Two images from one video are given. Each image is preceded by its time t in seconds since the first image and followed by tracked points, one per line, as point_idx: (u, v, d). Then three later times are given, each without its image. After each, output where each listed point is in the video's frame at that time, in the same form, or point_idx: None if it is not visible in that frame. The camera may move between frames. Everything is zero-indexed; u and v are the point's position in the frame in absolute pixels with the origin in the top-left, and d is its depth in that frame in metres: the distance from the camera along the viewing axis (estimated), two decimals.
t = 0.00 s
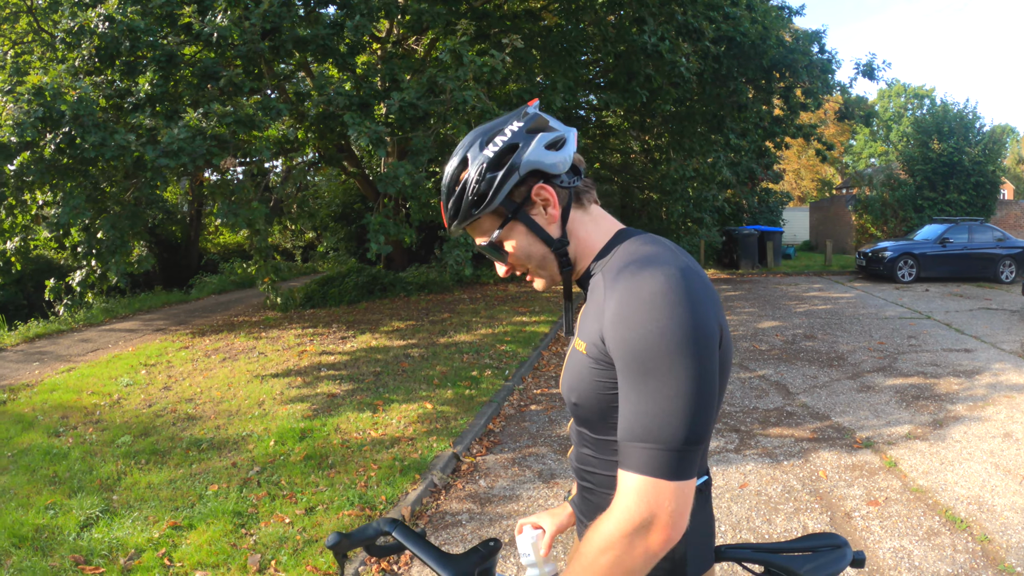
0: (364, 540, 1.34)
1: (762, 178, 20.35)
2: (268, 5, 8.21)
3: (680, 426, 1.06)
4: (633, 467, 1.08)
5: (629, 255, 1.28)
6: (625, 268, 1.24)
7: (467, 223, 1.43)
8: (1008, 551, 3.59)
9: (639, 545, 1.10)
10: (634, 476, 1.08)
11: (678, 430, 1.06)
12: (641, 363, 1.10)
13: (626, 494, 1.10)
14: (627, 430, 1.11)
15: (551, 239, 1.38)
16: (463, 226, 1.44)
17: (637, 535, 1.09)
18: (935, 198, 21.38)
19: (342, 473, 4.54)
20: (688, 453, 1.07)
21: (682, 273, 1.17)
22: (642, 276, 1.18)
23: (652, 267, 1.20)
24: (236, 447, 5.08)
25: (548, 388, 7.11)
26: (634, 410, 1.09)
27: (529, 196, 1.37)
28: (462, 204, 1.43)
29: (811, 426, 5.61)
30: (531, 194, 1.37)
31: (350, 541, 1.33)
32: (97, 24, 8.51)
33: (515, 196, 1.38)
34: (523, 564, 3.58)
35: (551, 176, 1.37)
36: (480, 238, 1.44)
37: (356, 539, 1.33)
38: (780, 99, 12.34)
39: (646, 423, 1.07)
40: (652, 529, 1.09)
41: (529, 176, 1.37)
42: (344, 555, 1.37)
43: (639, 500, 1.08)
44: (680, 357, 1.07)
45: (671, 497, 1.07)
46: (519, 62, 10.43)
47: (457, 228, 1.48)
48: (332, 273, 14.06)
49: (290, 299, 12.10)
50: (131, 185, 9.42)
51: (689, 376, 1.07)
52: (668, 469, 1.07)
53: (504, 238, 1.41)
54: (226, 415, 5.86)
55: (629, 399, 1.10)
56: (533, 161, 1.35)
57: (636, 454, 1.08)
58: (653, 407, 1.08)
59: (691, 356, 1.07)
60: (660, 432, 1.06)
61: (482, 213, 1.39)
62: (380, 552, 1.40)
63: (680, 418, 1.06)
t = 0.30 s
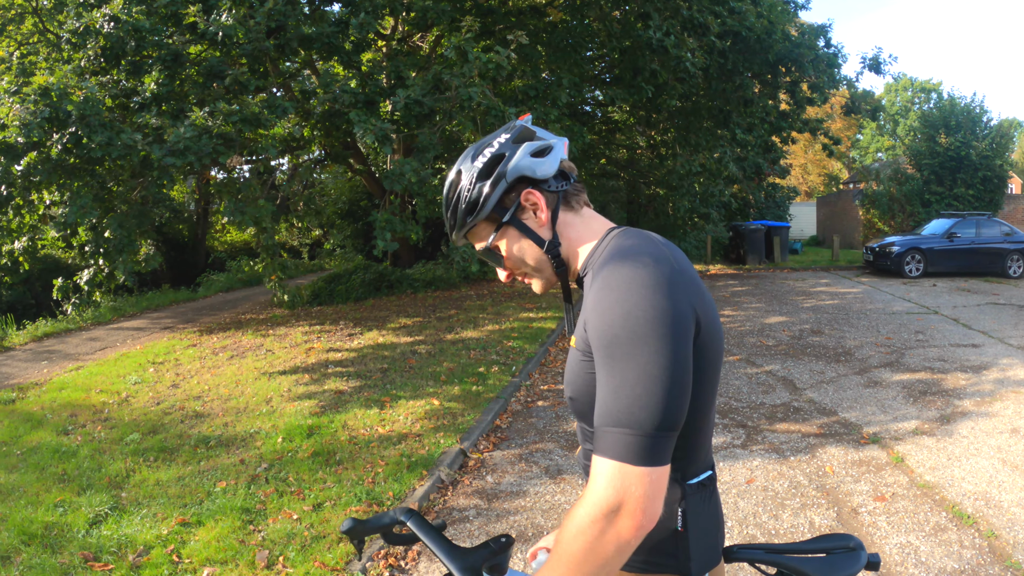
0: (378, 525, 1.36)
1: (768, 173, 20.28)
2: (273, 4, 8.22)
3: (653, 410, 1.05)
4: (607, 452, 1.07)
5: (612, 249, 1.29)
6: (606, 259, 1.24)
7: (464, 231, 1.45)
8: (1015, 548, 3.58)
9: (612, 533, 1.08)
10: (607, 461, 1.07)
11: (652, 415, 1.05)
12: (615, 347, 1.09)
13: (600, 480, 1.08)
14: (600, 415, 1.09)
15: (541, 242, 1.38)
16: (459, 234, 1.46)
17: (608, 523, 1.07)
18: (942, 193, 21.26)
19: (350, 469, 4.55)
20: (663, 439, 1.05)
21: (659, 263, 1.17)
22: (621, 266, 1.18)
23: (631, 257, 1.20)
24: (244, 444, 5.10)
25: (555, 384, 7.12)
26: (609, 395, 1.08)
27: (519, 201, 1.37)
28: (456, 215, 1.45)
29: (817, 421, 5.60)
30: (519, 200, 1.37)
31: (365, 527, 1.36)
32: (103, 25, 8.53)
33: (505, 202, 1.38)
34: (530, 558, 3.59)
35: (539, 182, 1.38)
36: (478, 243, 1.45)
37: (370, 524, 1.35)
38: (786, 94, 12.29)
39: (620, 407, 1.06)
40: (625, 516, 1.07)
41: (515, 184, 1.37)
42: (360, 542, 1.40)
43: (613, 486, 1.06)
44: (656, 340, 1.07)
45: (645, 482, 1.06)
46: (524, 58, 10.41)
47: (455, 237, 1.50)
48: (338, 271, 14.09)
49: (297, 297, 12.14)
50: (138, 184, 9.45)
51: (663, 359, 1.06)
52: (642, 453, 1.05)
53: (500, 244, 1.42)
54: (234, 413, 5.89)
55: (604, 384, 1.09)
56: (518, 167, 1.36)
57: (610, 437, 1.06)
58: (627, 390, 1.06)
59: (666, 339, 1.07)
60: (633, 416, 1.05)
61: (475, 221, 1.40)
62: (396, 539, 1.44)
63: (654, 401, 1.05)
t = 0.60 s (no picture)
0: (383, 522, 1.36)
1: (769, 173, 20.28)
2: (273, 7, 8.23)
3: (659, 408, 1.04)
4: (613, 450, 1.06)
5: (616, 246, 1.28)
6: (610, 257, 1.23)
7: (486, 169, 1.42)
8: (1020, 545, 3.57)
9: (619, 531, 1.08)
10: (613, 458, 1.06)
11: (659, 412, 1.04)
12: (620, 344, 1.09)
13: (607, 479, 1.08)
14: (606, 413, 1.09)
15: (564, 205, 1.41)
16: (479, 172, 1.42)
17: (616, 521, 1.07)
18: (944, 192, 21.24)
19: (352, 472, 4.55)
20: (670, 436, 1.05)
21: (665, 261, 1.16)
22: (626, 262, 1.17)
23: (636, 254, 1.19)
24: (247, 447, 5.10)
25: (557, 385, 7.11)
26: (615, 391, 1.08)
27: (551, 163, 1.43)
28: (482, 155, 1.44)
29: (820, 421, 5.60)
30: (552, 162, 1.43)
31: (370, 525, 1.35)
32: (103, 28, 8.47)
33: (539, 158, 1.42)
34: (533, 560, 3.59)
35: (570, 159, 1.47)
36: (493, 186, 1.42)
37: (375, 521, 1.35)
38: (786, 94, 12.29)
39: (625, 405, 1.06)
40: (632, 514, 1.07)
41: (552, 147, 1.44)
42: (364, 540, 1.40)
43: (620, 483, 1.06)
44: (661, 337, 1.06)
45: (653, 479, 1.05)
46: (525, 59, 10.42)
47: (467, 179, 1.45)
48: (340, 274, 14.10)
49: (299, 300, 12.15)
50: (139, 188, 9.46)
51: (668, 356, 1.05)
52: (648, 451, 1.05)
53: (520, 191, 1.40)
54: (236, 416, 5.89)
55: (610, 381, 1.09)
56: (559, 137, 1.45)
57: (617, 435, 1.06)
58: (632, 388, 1.06)
59: (672, 334, 1.06)
60: (640, 413, 1.05)
61: (506, 160, 1.41)
62: (401, 538, 1.43)
63: (660, 397, 1.04)
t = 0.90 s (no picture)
0: (380, 537, 1.36)
1: (768, 179, 20.30)
2: (271, 16, 8.25)
3: (669, 420, 1.04)
4: (624, 466, 1.06)
5: (610, 257, 1.28)
6: (606, 269, 1.23)
7: (488, 163, 1.42)
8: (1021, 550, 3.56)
9: (638, 546, 1.07)
10: (625, 474, 1.06)
11: (667, 424, 1.04)
12: (625, 358, 1.09)
13: (619, 497, 1.08)
14: (614, 430, 1.09)
15: (561, 211, 1.42)
16: (481, 164, 1.42)
17: (633, 537, 1.07)
18: (942, 196, 21.28)
19: (351, 481, 4.54)
20: (681, 446, 1.05)
21: (661, 269, 1.16)
22: (622, 273, 1.17)
23: (631, 265, 1.19)
24: (245, 456, 5.09)
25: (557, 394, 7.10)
26: (622, 406, 1.08)
27: (549, 169, 1.45)
28: (485, 151, 1.45)
29: (820, 427, 5.59)
30: (550, 170, 1.46)
31: (366, 540, 1.35)
32: (102, 37, 8.46)
33: (539, 163, 1.45)
34: (532, 569, 3.57)
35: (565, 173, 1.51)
36: (492, 181, 1.42)
37: (372, 536, 1.35)
38: (784, 99, 12.31)
39: (634, 419, 1.06)
40: (650, 528, 1.06)
41: (550, 158, 1.47)
42: (361, 555, 1.40)
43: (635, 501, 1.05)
44: (666, 347, 1.06)
45: (667, 492, 1.05)
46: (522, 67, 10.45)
47: (466, 171, 1.45)
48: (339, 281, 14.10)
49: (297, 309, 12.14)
50: (138, 197, 9.47)
51: (673, 366, 1.05)
52: (660, 464, 1.04)
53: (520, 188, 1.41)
54: (235, 425, 5.88)
55: (617, 396, 1.09)
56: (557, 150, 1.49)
57: (627, 452, 1.06)
58: (640, 402, 1.06)
59: (675, 344, 1.06)
60: (650, 426, 1.04)
61: (508, 157, 1.42)
62: (398, 551, 1.43)
63: (669, 409, 1.04)
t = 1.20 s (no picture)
0: (375, 548, 1.34)
1: (764, 184, 20.35)
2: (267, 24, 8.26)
3: (658, 421, 1.03)
4: (615, 471, 1.05)
5: (597, 261, 1.27)
6: (592, 272, 1.23)
7: (475, 171, 1.42)
8: None
9: (632, 552, 1.07)
10: (616, 479, 1.05)
11: (658, 427, 1.03)
12: (613, 361, 1.08)
13: (611, 503, 1.06)
14: (604, 435, 1.08)
15: (549, 221, 1.42)
16: (468, 173, 1.42)
17: (627, 543, 1.06)
18: (938, 201, 21.35)
19: (348, 490, 4.52)
20: (673, 449, 1.04)
21: (647, 270, 1.16)
22: (609, 276, 1.17)
23: (616, 267, 1.18)
24: (242, 466, 5.06)
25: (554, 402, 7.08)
26: (611, 411, 1.07)
27: (536, 180, 1.46)
28: (472, 161, 1.45)
29: (819, 433, 5.57)
30: (537, 180, 1.46)
31: (363, 552, 1.33)
32: (98, 45, 8.47)
33: (526, 174, 1.45)
34: None
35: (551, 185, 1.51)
36: (479, 190, 1.42)
37: (367, 547, 1.33)
38: (780, 105, 12.35)
39: (623, 423, 1.05)
40: (644, 533, 1.05)
41: (537, 169, 1.48)
42: (357, 567, 1.37)
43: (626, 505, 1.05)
44: (654, 348, 1.05)
45: (660, 496, 1.04)
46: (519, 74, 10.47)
47: (452, 180, 1.44)
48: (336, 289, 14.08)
49: (294, 317, 12.11)
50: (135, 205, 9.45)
51: (661, 367, 1.04)
52: (652, 467, 1.03)
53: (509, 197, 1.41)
54: (231, 434, 5.85)
55: (605, 400, 1.08)
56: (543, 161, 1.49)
57: (617, 455, 1.05)
58: (629, 405, 1.05)
59: (662, 344, 1.05)
60: (639, 429, 1.03)
61: (495, 166, 1.41)
62: (395, 563, 1.41)
63: (659, 413, 1.03)
